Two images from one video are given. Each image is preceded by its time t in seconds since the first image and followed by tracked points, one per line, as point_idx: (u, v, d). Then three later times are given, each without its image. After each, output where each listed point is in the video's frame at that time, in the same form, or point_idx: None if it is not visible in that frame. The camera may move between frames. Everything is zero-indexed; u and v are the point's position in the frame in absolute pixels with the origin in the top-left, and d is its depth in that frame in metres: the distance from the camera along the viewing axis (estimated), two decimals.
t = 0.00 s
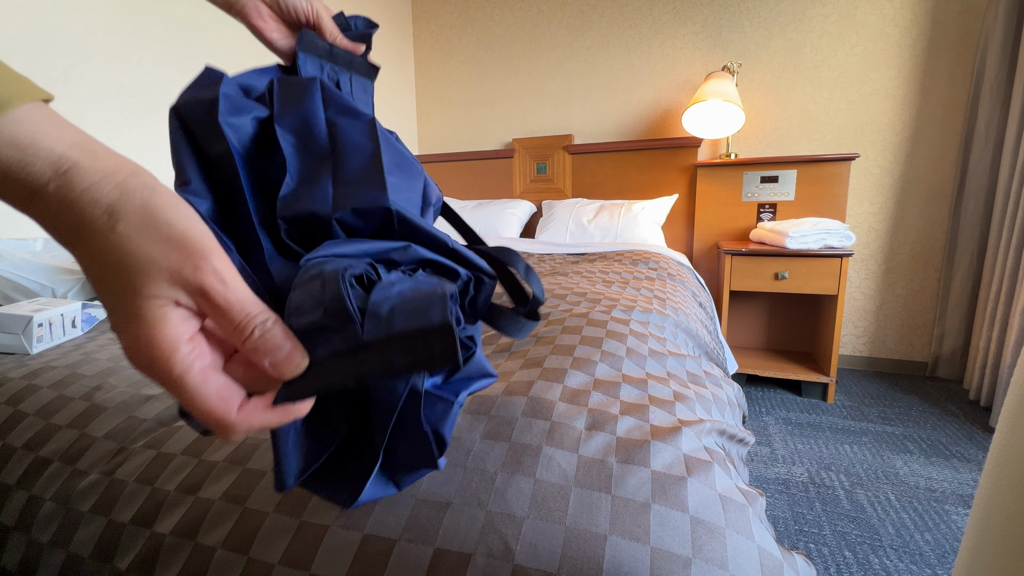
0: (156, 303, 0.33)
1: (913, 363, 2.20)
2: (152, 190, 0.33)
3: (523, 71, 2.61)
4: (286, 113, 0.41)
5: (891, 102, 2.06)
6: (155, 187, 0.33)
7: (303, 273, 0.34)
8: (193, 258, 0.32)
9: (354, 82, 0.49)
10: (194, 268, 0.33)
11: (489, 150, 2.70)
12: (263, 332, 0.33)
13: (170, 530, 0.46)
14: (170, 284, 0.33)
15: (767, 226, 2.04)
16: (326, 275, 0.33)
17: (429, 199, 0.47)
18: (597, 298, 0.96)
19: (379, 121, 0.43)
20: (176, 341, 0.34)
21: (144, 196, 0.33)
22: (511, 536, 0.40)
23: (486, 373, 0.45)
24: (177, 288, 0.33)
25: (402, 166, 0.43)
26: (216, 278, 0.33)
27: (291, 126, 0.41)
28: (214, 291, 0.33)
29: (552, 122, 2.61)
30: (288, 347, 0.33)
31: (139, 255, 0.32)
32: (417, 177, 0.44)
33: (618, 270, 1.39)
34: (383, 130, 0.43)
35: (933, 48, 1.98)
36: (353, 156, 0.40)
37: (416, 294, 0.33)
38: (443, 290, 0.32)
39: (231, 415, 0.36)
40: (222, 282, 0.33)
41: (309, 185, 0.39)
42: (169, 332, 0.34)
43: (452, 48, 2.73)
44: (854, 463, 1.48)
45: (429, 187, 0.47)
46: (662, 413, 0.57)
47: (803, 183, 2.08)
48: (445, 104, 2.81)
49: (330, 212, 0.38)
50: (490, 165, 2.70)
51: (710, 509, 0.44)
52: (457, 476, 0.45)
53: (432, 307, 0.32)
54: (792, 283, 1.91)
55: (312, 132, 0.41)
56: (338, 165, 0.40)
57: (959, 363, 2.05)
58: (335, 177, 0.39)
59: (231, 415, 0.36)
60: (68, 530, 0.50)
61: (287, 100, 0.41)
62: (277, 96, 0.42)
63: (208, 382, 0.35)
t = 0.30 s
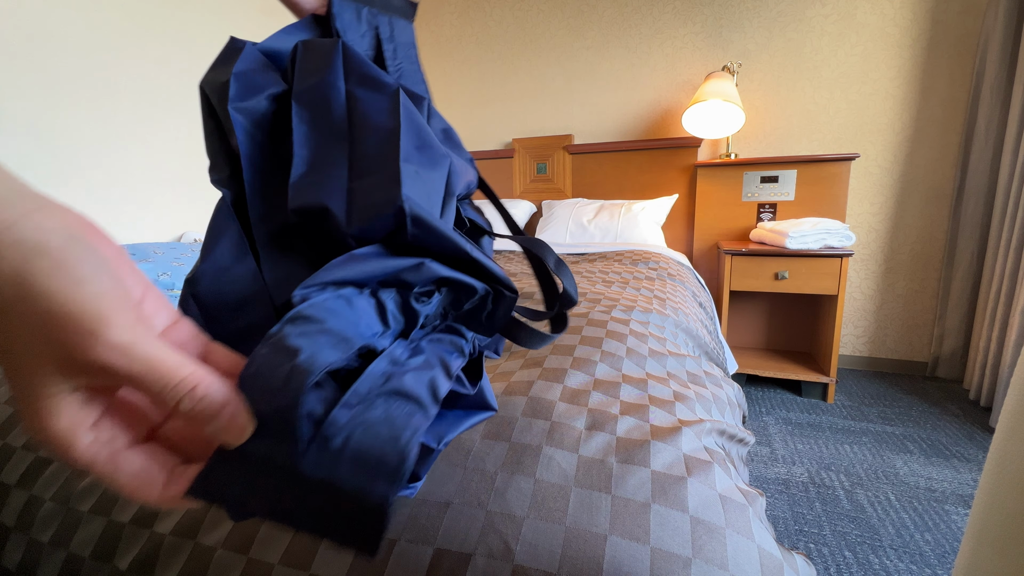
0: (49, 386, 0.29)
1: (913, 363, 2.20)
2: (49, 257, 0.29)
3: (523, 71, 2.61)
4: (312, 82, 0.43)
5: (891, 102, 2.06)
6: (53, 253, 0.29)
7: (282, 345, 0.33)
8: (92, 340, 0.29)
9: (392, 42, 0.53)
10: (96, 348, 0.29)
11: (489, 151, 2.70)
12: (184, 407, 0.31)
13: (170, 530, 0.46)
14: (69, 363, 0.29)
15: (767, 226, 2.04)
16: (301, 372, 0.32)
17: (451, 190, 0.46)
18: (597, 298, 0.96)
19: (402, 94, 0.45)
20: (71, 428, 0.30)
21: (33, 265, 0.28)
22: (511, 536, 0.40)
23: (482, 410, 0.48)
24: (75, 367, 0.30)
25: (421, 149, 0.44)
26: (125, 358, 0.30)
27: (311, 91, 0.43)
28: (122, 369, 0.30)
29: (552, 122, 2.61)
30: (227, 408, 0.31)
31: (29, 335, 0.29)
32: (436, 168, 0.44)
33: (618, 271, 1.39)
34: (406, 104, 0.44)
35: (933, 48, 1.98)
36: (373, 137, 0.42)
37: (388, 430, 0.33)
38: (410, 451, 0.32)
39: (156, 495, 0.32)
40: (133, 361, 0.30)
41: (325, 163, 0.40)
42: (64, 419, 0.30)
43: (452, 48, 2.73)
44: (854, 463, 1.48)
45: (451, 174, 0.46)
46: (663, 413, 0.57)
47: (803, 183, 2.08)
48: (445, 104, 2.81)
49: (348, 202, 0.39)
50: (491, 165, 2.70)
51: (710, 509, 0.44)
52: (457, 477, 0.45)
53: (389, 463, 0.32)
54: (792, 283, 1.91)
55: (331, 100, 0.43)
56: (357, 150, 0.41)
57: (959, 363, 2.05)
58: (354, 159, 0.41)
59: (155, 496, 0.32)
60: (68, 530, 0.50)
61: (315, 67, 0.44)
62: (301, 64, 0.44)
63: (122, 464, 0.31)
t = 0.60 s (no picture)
0: (56, 448, 0.29)
1: (913, 363, 2.20)
2: (66, 335, 0.29)
3: (523, 71, 2.62)
4: (353, 181, 0.46)
5: (891, 102, 2.06)
6: (64, 329, 0.29)
7: (268, 402, 0.34)
8: (106, 408, 0.29)
9: (460, 127, 0.50)
10: (107, 417, 0.29)
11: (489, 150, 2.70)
12: (185, 464, 0.31)
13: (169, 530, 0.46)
14: (77, 428, 0.29)
15: (767, 226, 2.04)
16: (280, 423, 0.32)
17: (461, 314, 0.43)
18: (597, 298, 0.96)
19: (432, 212, 0.45)
20: (77, 484, 0.29)
21: (48, 344, 0.29)
22: (511, 536, 0.40)
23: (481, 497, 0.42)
24: (84, 431, 0.29)
25: (431, 278, 0.42)
26: (134, 424, 0.30)
27: (348, 189, 0.46)
28: (129, 433, 0.30)
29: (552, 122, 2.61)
30: (223, 461, 0.32)
31: (38, 405, 0.28)
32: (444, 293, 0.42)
33: (618, 271, 1.39)
34: (431, 222, 0.44)
35: (933, 48, 1.98)
36: (379, 263, 0.43)
37: (355, 477, 0.30)
38: (369, 502, 0.29)
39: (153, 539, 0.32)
40: (141, 426, 0.30)
41: (331, 277, 0.44)
42: (68, 477, 0.29)
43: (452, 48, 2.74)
44: (854, 463, 1.48)
45: (464, 300, 0.43)
46: (662, 413, 0.57)
47: (803, 183, 2.08)
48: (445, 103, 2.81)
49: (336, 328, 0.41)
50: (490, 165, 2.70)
51: (710, 509, 0.44)
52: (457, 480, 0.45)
53: (347, 512, 0.29)
54: (792, 283, 1.91)
55: (360, 204, 0.45)
56: (362, 267, 0.43)
57: (959, 363, 2.05)
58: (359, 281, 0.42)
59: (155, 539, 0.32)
60: (68, 530, 0.50)
61: (363, 168, 0.47)
62: (351, 160, 0.48)
63: (121, 514, 0.31)
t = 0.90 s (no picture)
0: (90, 493, 0.33)
1: (913, 363, 2.20)
2: (90, 398, 0.32)
3: (523, 71, 2.62)
4: (361, 234, 0.50)
5: (891, 102, 2.06)
6: (83, 393, 0.32)
7: (273, 445, 0.36)
8: (129, 461, 0.32)
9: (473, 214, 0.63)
10: (131, 467, 0.32)
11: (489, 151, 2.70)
12: (202, 503, 0.34)
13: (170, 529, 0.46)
14: (108, 477, 0.32)
15: (767, 226, 2.04)
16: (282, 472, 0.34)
17: (438, 346, 0.46)
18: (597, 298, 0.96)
19: (426, 269, 0.46)
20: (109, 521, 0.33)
21: (74, 407, 0.32)
22: (511, 537, 0.40)
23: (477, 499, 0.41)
24: (113, 478, 0.33)
25: (414, 314, 0.44)
26: (155, 473, 0.33)
27: (353, 241, 0.49)
28: (151, 480, 0.33)
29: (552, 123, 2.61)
30: (238, 496, 0.34)
31: (71, 459, 0.32)
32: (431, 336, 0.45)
33: (618, 271, 1.39)
34: (424, 277, 0.46)
35: (933, 48, 1.98)
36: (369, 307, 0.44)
37: (349, 519, 0.32)
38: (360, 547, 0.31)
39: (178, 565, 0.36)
40: (163, 475, 0.33)
41: (322, 322, 0.46)
42: (102, 515, 0.33)
43: (452, 48, 2.74)
44: (854, 463, 1.48)
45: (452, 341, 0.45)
46: (662, 413, 0.57)
47: (803, 183, 2.08)
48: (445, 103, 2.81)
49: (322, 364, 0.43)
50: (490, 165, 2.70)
51: (710, 510, 0.44)
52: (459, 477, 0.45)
53: (346, 547, 0.31)
54: (792, 283, 1.91)
55: (362, 259, 0.48)
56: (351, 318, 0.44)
57: (959, 363, 2.05)
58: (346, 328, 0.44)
59: (180, 563, 0.36)
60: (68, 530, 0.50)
61: (372, 225, 0.51)
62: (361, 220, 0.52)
63: (149, 544, 0.35)
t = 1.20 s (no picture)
0: (66, 485, 0.30)
1: (913, 363, 2.20)
2: (54, 392, 0.30)
3: (523, 71, 2.62)
4: (368, 237, 0.53)
5: (891, 102, 2.06)
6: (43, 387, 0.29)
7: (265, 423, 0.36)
8: (103, 450, 0.30)
9: (468, 222, 0.68)
10: (108, 458, 0.30)
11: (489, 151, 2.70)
12: (185, 484, 0.33)
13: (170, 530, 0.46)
14: (83, 467, 0.30)
15: (767, 226, 2.04)
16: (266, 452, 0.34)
17: (446, 325, 0.45)
18: (597, 298, 0.96)
19: (430, 258, 0.48)
20: (90, 510, 0.31)
21: (39, 403, 0.29)
22: (511, 536, 0.40)
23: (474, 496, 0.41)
24: (91, 468, 0.30)
25: (424, 291, 0.46)
26: (134, 461, 0.31)
27: (363, 244, 0.53)
28: (130, 469, 0.31)
29: (552, 123, 2.61)
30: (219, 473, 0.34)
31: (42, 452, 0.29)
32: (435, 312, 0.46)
33: (618, 271, 1.39)
34: (428, 264, 0.48)
35: (933, 48, 1.98)
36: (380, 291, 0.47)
37: (325, 503, 0.31)
38: (333, 530, 0.30)
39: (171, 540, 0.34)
40: (142, 462, 0.31)
41: (334, 309, 0.48)
42: (80, 504, 0.31)
43: (452, 48, 2.74)
44: (854, 463, 1.48)
45: (452, 319, 0.46)
46: (662, 413, 0.57)
47: (803, 183, 2.08)
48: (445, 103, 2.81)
49: (333, 337, 0.44)
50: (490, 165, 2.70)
51: (710, 509, 0.44)
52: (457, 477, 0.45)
53: (320, 532, 0.31)
54: (792, 283, 1.91)
55: (371, 258, 0.51)
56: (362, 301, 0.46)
57: (959, 363, 2.05)
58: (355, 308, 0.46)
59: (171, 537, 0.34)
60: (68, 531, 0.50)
61: (380, 230, 0.54)
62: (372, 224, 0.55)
63: (136, 525, 0.33)
